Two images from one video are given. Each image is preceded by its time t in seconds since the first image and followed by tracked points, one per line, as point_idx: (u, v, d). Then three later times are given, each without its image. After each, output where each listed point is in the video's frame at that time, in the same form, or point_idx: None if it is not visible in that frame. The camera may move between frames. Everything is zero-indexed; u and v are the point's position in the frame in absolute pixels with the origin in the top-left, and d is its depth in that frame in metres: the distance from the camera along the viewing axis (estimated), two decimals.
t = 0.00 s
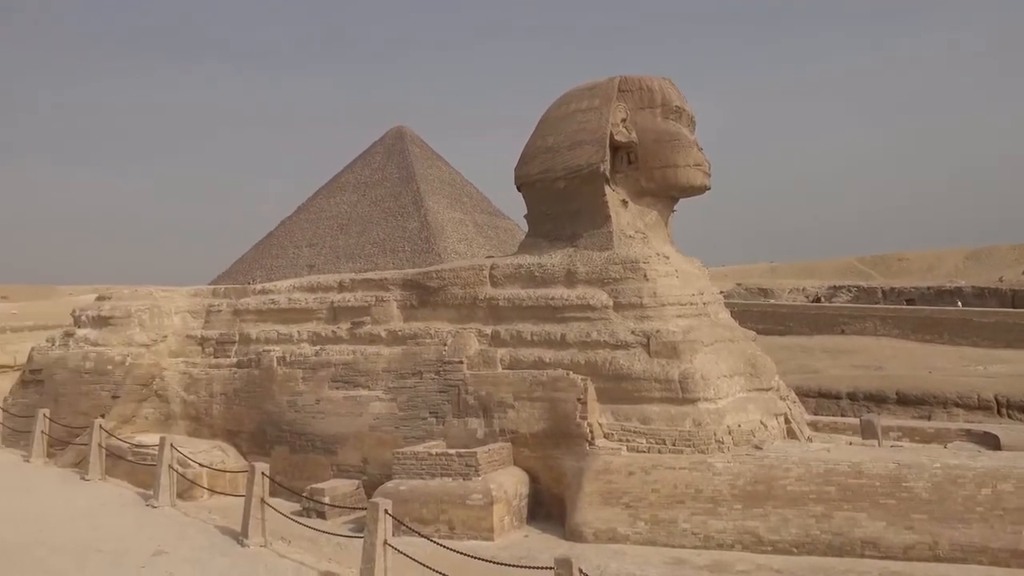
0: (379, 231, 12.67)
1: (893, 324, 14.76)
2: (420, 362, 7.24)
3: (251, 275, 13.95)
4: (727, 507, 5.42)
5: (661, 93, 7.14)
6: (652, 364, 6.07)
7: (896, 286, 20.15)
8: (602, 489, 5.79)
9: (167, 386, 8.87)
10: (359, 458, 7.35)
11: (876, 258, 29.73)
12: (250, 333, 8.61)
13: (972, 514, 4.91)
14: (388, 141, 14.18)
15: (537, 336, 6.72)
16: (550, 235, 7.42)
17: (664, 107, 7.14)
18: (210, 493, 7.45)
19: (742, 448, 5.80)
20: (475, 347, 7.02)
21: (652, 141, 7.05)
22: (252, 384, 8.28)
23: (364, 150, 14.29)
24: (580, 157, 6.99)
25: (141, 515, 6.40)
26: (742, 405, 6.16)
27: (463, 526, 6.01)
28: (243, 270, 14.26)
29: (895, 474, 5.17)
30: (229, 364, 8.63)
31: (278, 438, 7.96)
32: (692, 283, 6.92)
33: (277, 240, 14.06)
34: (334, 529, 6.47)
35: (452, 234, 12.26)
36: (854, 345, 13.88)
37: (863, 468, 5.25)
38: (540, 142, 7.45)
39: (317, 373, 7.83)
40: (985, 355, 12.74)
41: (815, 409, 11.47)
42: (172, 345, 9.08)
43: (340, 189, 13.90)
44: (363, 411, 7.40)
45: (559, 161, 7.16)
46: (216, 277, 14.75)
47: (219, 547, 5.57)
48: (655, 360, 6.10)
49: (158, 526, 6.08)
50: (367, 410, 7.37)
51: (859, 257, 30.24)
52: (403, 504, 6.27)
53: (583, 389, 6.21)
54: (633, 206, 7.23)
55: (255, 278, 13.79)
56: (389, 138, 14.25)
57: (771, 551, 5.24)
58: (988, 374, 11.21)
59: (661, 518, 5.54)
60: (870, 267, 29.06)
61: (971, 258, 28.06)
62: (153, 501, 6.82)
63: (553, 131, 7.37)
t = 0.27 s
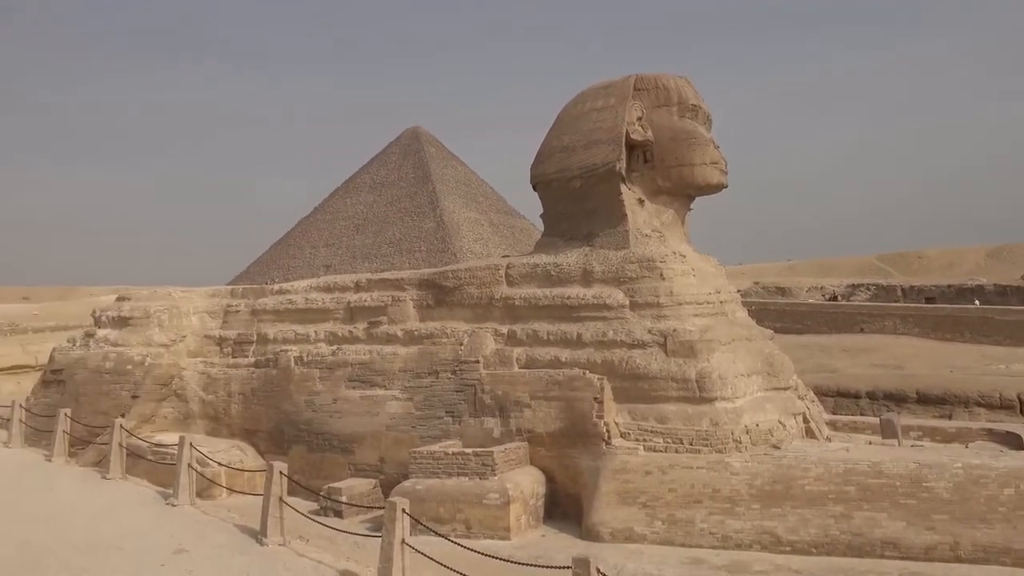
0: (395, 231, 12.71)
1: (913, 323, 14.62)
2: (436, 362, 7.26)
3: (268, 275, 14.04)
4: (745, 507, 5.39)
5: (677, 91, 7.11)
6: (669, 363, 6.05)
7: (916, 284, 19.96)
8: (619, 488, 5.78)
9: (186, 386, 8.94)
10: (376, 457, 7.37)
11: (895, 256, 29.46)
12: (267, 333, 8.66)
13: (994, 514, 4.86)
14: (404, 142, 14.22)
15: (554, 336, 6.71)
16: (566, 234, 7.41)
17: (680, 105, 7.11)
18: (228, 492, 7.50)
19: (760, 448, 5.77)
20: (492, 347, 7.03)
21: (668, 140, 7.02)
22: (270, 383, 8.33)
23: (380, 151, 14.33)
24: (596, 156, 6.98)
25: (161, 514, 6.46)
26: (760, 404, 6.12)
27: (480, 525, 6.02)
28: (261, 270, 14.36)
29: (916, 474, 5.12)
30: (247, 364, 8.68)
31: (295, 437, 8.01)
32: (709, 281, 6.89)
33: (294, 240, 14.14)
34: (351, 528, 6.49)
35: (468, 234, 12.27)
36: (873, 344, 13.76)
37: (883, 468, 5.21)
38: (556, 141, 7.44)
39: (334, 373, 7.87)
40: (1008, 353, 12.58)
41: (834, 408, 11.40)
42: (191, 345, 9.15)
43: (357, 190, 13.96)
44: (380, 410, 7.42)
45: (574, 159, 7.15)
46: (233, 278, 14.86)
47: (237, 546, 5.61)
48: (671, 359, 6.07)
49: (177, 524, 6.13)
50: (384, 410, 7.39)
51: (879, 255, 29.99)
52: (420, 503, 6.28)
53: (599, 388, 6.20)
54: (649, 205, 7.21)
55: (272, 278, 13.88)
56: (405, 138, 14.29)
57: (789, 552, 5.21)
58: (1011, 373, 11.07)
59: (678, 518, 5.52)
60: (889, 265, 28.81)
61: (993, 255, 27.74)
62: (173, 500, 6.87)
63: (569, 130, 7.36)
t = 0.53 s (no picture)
0: (410, 232, 12.74)
1: (933, 322, 14.47)
2: (453, 361, 7.27)
3: (285, 275, 14.12)
4: (763, 507, 5.36)
5: (693, 89, 7.07)
6: (685, 362, 6.02)
7: (936, 282, 19.77)
8: (636, 488, 5.77)
9: (204, 386, 9.01)
10: (393, 456, 7.39)
11: (915, 254, 29.19)
12: (284, 333, 8.71)
13: (1017, 515, 4.80)
14: (419, 142, 14.25)
15: (570, 335, 6.70)
16: (582, 233, 7.40)
17: (697, 104, 7.08)
18: (246, 491, 7.55)
19: (778, 447, 5.73)
20: (508, 346, 7.03)
21: (685, 138, 6.99)
22: (287, 383, 8.37)
23: (395, 151, 14.37)
24: (611, 155, 6.96)
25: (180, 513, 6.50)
26: (778, 404, 6.08)
27: (496, 525, 6.02)
28: (278, 270, 14.44)
29: (937, 474, 5.07)
30: (265, 364, 8.74)
31: (313, 437, 8.05)
32: (726, 280, 6.85)
33: (310, 241, 14.22)
34: (368, 527, 6.51)
35: (484, 234, 12.28)
36: (892, 342, 13.64)
37: (903, 468, 5.16)
38: (571, 141, 7.43)
39: (350, 373, 7.90)
40: None
41: (853, 407, 11.31)
42: (209, 345, 9.23)
43: (373, 190, 14.01)
44: (397, 410, 7.44)
45: (590, 159, 7.14)
46: (251, 278, 14.95)
47: (256, 544, 5.64)
48: (688, 358, 6.05)
49: (197, 523, 6.17)
50: (400, 409, 7.41)
51: (898, 253, 29.72)
52: (437, 502, 6.29)
53: (616, 388, 6.18)
54: (666, 204, 7.18)
55: (289, 279, 13.96)
56: (420, 138, 14.32)
57: (808, 552, 5.17)
58: None
59: (695, 518, 5.50)
60: (908, 263, 28.55)
61: (1014, 253, 27.42)
62: (192, 498, 6.92)
63: (584, 129, 7.35)
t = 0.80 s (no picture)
0: (426, 232, 12.77)
1: (954, 321, 14.31)
2: (469, 361, 7.27)
3: (302, 275, 14.20)
4: (782, 507, 5.33)
5: (710, 87, 7.04)
6: (702, 361, 6.00)
7: (956, 280, 19.56)
8: (653, 488, 5.75)
9: (222, 386, 9.07)
10: (410, 456, 7.41)
11: (935, 252, 28.91)
12: (302, 333, 8.76)
13: None
14: (435, 142, 14.28)
15: (586, 335, 6.69)
16: (598, 232, 7.38)
17: (713, 102, 7.04)
18: (265, 490, 7.60)
19: (796, 447, 5.70)
20: (524, 346, 7.03)
21: (701, 136, 6.96)
22: (305, 383, 8.42)
23: (411, 152, 14.41)
24: (627, 153, 6.94)
25: (200, 512, 6.55)
26: (796, 403, 6.05)
27: (513, 524, 6.02)
28: (295, 271, 14.52)
29: (958, 474, 5.01)
30: (282, 364, 8.78)
31: (330, 436, 8.08)
32: (743, 279, 6.82)
33: (327, 241, 14.29)
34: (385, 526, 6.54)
35: (499, 233, 12.28)
36: (912, 341, 13.51)
37: (924, 468, 5.11)
38: (587, 140, 7.42)
39: (367, 372, 7.92)
40: None
41: (872, 407, 11.22)
42: (227, 345, 9.29)
43: (389, 190, 14.06)
44: (413, 410, 7.46)
45: (606, 158, 7.12)
46: (268, 279, 15.06)
47: (275, 543, 5.68)
48: (705, 358, 6.02)
49: (216, 522, 6.21)
50: (417, 409, 7.43)
51: (917, 251, 29.44)
52: (454, 502, 6.30)
53: (632, 387, 6.16)
54: (682, 203, 7.15)
55: (306, 279, 14.04)
56: (436, 139, 14.35)
57: (827, 552, 5.13)
58: None
59: (713, 518, 5.48)
60: (928, 261, 28.27)
61: None
62: (211, 497, 6.97)
63: (600, 128, 7.33)
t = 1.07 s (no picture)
0: (442, 232, 12.79)
1: (974, 319, 14.14)
2: (485, 360, 7.28)
3: (319, 276, 14.27)
4: (800, 507, 5.30)
5: (726, 85, 7.01)
6: (719, 361, 5.97)
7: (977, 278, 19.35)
8: (670, 487, 5.73)
9: (240, 385, 9.13)
10: (426, 455, 7.43)
11: (954, 250, 28.61)
12: (318, 333, 8.80)
13: None
14: (450, 142, 14.30)
15: (602, 334, 6.68)
16: (614, 231, 7.36)
17: (729, 100, 7.01)
18: (282, 490, 7.64)
19: (815, 447, 5.66)
20: (540, 345, 7.03)
21: (717, 134, 6.93)
22: (322, 383, 8.46)
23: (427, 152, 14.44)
24: (643, 152, 6.93)
25: (219, 511, 6.60)
26: (815, 403, 6.01)
27: (530, 524, 6.02)
28: (311, 271, 14.60)
29: (979, 474, 4.96)
30: (299, 364, 8.83)
31: (347, 436, 8.12)
32: (760, 278, 6.78)
33: (344, 241, 14.36)
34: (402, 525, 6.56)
35: (515, 233, 12.28)
36: (932, 340, 13.37)
37: (944, 468, 5.06)
38: (602, 139, 7.41)
39: (384, 372, 7.95)
40: None
41: (891, 406, 11.13)
42: (245, 345, 9.36)
43: (404, 191, 14.10)
44: (430, 409, 7.48)
45: (621, 157, 7.11)
46: (285, 279, 15.15)
47: (293, 542, 5.71)
48: (722, 357, 6.00)
49: (235, 521, 6.26)
50: (434, 409, 7.45)
51: (937, 249, 29.15)
52: (470, 501, 6.32)
53: (649, 387, 6.14)
54: (698, 201, 7.13)
55: (322, 279, 14.11)
56: (451, 139, 14.37)
57: (846, 553, 5.09)
58: None
59: (731, 518, 5.45)
60: (948, 259, 27.99)
61: None
62: (230, 496, 7.01)
63: (615, 128, 7.31)
